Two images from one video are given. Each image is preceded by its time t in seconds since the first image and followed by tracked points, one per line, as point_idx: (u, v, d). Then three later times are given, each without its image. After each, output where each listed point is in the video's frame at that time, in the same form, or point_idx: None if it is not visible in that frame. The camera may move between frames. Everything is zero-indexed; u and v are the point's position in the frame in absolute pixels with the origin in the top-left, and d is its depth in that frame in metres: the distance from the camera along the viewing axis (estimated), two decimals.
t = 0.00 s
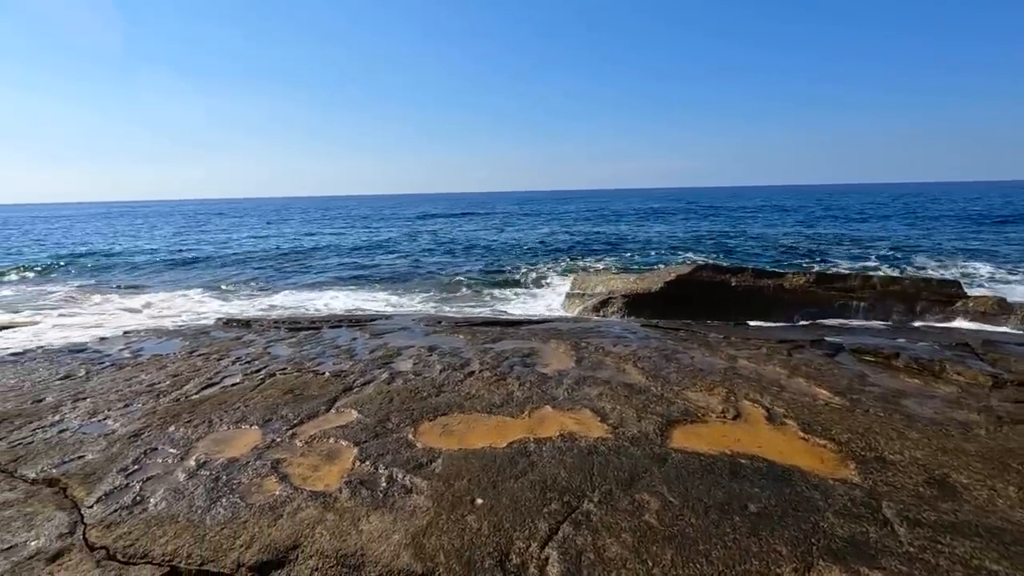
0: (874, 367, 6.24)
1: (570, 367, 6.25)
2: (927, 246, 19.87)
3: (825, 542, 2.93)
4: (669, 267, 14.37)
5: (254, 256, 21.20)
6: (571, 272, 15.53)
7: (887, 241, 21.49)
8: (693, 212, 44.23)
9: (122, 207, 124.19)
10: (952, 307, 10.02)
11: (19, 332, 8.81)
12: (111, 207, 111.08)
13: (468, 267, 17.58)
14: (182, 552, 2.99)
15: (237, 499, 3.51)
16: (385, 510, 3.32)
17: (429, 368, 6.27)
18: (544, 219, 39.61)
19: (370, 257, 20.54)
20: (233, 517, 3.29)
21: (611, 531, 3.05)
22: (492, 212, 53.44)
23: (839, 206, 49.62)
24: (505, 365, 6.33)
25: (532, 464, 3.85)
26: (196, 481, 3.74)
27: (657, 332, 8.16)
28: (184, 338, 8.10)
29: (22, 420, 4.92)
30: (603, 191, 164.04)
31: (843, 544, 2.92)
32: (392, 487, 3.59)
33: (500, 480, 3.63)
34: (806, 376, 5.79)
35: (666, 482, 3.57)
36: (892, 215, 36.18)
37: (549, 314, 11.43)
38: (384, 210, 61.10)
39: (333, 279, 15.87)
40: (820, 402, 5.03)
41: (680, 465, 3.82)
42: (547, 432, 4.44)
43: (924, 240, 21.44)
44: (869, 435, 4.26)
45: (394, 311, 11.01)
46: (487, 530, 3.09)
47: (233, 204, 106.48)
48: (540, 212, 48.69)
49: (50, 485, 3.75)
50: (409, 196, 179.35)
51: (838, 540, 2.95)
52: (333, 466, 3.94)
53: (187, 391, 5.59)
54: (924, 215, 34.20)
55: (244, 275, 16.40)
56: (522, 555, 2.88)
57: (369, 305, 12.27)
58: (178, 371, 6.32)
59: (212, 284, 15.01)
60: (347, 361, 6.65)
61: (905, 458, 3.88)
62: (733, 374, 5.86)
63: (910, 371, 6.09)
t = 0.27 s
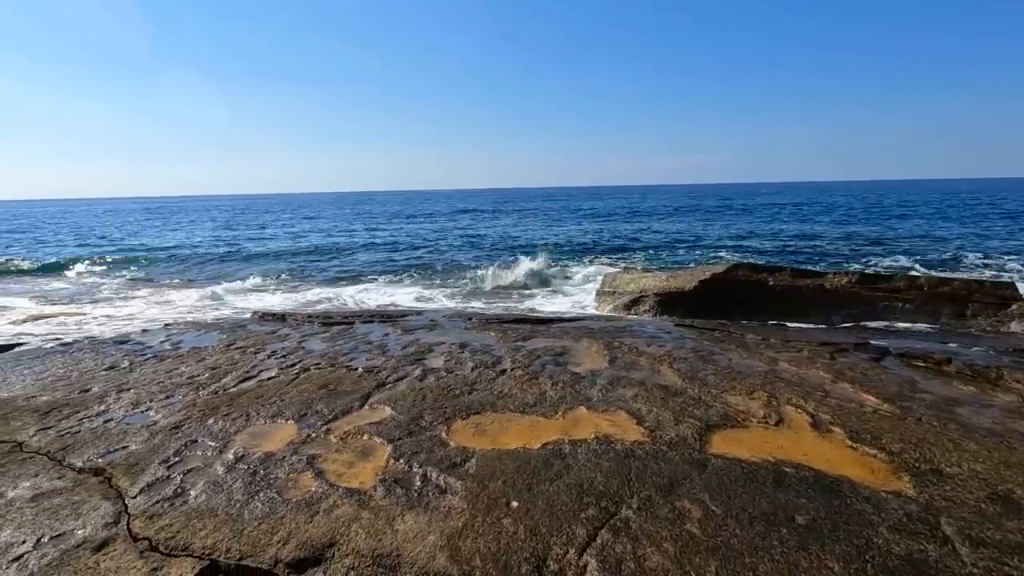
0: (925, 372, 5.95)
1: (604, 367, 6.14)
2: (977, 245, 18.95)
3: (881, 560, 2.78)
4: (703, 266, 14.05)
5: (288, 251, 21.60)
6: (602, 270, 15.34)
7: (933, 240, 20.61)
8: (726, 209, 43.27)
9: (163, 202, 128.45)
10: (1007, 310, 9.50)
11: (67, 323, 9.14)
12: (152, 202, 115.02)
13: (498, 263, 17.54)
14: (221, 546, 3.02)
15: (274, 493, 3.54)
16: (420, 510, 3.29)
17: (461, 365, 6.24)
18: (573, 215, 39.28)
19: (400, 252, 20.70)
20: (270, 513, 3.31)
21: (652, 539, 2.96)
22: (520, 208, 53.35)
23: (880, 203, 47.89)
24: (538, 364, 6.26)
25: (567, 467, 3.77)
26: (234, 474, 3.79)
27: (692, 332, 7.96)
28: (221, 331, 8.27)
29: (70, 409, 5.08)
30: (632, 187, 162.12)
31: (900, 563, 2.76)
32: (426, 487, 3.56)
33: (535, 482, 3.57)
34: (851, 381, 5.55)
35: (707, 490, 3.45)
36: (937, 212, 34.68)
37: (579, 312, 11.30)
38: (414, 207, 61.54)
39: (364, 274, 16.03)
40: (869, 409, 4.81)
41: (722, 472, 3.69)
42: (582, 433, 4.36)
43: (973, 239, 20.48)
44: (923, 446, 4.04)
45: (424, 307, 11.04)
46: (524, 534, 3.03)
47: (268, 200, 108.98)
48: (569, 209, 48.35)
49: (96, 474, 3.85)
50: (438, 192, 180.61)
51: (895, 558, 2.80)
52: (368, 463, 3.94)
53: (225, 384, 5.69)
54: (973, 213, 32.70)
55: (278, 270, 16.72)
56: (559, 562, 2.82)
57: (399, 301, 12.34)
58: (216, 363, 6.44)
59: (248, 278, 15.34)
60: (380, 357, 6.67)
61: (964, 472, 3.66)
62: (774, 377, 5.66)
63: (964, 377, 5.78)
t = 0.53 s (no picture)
0: (967, 378, 5.70)
1: (630, 367, 6.05)
2: None
3: None
4: (732, 265, 13.76)
5: (316, 247, 21.92)
6: (628, 268, 15.17)
7: (976, 240, 19.78)
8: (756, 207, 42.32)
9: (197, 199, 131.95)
10: None
11: (106, 316, 9.44)
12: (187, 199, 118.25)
13: (523, 261, 17.49)
14: (249, 540, 3.06)
15: (301, 488, 3.57)
16: (445, 509, 3.29)
17: (486, 363, 6.23)
18: (599, 213, 38.96)
19: (426, 249, 20.81)
20: (297, 508, 3.34)
21: (679, 545, 2.89)
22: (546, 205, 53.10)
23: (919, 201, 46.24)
24: (563, 363, 6.21)
25: (593, 469, 3.71)
26: (263, 468, 3.84)
27: (721, 333, 7.80)
28: (251, 325, 8.42)
29: (107, 400, 5.23)
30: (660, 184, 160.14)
31: None
32: (451, 486, 3.56)
33: (561, 484, 3.52)
34: (889, 385, 5.35)
35: (738, 496, 3.36)
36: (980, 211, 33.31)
37: (605, 310, 11.18)
38: (440, 203, 61.83)
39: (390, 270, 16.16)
40: (908, 416, 4.63)
41: (753, 478, 3.59)
42: (609, 435, 4.30)
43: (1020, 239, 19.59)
44: (967, 456, 3.87)
45: (450, 303, 11.06)
46: (549, 537, 2.99)
47: (297, 196, 111.00)
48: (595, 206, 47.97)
49: (131, 465, 3.95)
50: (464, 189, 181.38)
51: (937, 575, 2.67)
52: (393, 460, 3.95)
53: (254, 378, 5.80)
54: (1019, 211, 31.29)
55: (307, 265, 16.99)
56: (585, 567, 2.77)
57: (425, 297, 12.40)
58: (246, 358, 6.56)
59: (277, 273, 15.62)
60: (406, 354, 6.71)
61: (1012, 484, 3.49)
62: (807, 381, 5.50)
63: (1009, 384, 5.53)
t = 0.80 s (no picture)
0: (993, 383, 5.55)
1: (645, 368, 6.00)
2: None
3: None
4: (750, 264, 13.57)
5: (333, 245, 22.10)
6: (644, 267, 15.04)
7: (1005, 240, 19.25)
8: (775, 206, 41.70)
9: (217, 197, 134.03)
10: None
11: (128, 312, 9.62)
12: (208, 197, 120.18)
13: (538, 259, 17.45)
14: (264, 536, 3.08)
15: (314, 486, 3.59)
16: (457, 509, 3.29)
17: (499, 363, 6.22)
18: (615, 211, 38.73)
19: (442, 247, 20.87)
20: (311, 505, 3.37)
21: (693, 550, 2.85)
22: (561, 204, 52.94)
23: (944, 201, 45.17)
24: (577, 363, 6.17)
25: (606, 471, 3.68)
26: (277, 465, 3.87)
27: (737, 334, 7.69)
28: (268, 322, 8.51)
29: (128, 395, 5.33)
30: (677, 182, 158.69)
31: None
32: (463, 485, 3.55)
33: (574, 486, 3.50)
34: (911, 389, 5.23)
35: (754, 502, 3.30)
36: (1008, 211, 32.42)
37: (620, 310, 11.10)
38: (456, 202, 61.93)
39: (405, 267, 16.23)
40: (931, 421, 4.52)
41: (770, 483, 3.53)
42: (622, 436, 4.26)
43: None
44: (993, 464, 3.76)
45: (464, 302, 11.08)
46: (561, 539, 2.97)
47: (315, 195, 112.17)
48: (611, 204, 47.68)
49: (150, 460, 4.01)
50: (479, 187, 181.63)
51: None
52: (406, 459, 3.96)
53: (271, 375, 5.86)
54: None
55: (323, 263, 17.14)
56: (597, 571, 2.74)
57: (439, 296, 12.43)
58: (263, 355, 6.63)
59: (294, 270, 15.79)
60: (420, 352, 6.73)
61: None
62: (826, 383, 5.40)
63: None
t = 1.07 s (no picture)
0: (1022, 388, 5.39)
1: (661, 368, 5.94)
2: None
3: None
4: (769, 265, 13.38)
5: (351, 244, 22.29)
6: (661, 267, 14.91)
7: None
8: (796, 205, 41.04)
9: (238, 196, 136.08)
10: None
11: (151, 308, 9.81)
12: (229, 195, 122.07)
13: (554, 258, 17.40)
14: (280, 532, 3.12)
15: (330, 483, 3.62)
16: (471, 508, 3.29)
17: (515, 362, 6.20)
18: (632, 211, 38.43)
19: (458, 246, 20.92)
20: (326, 502, 3.39)
21: (710, 555, 2.82)
22: (578, 203, 52.75)
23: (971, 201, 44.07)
24: (593, 363, 6.14)
25: (621, 473, 3.65)
26: (294, 461, 3.91)
27: (756, 335, 7.58)
28: (286, 320, 8.61)
29: (150, 390, 5.43)
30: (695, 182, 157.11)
31: None
32: (477, 485, 3.55)
33: (588, 487, 3.48)
34: (936, 394, 5.10)
35: (772, 506, 3.25)
36: None
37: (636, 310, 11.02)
38: (472, 201, 62.02)
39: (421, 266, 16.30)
40: (957, 426, 4.40)
41: (788, 486, 3.47)
42: (638, 438, 4.22)
43: None
44: (1021, 471, 3.65)
45: (480, 301, 11.09)
46: (575, 540, 2.96)
47: (334, 194, 113.24)
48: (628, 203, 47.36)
49: (170, 454, 4.08)
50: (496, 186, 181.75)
51: None
52: (420, 457, 3.97)
53: (288, 372, 5.93)
54: None
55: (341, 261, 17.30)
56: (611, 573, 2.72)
57: (455, 294, 12.46)
58: (281, 352, 6.71)
59: (312, 268, 15.94)
60: (435, 350, 6.75)
61: None
62: (847, 387, 5.29)
63: None
